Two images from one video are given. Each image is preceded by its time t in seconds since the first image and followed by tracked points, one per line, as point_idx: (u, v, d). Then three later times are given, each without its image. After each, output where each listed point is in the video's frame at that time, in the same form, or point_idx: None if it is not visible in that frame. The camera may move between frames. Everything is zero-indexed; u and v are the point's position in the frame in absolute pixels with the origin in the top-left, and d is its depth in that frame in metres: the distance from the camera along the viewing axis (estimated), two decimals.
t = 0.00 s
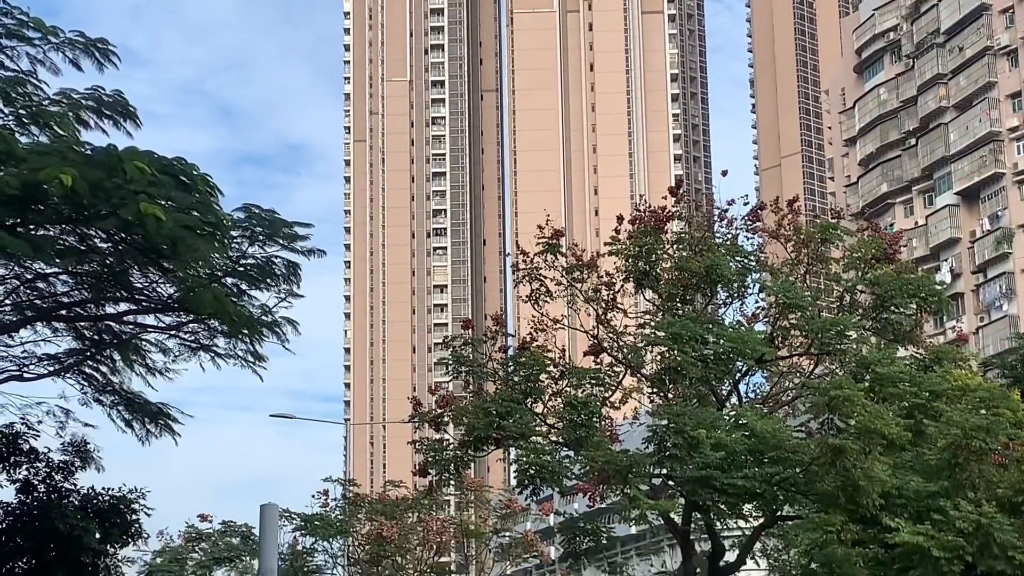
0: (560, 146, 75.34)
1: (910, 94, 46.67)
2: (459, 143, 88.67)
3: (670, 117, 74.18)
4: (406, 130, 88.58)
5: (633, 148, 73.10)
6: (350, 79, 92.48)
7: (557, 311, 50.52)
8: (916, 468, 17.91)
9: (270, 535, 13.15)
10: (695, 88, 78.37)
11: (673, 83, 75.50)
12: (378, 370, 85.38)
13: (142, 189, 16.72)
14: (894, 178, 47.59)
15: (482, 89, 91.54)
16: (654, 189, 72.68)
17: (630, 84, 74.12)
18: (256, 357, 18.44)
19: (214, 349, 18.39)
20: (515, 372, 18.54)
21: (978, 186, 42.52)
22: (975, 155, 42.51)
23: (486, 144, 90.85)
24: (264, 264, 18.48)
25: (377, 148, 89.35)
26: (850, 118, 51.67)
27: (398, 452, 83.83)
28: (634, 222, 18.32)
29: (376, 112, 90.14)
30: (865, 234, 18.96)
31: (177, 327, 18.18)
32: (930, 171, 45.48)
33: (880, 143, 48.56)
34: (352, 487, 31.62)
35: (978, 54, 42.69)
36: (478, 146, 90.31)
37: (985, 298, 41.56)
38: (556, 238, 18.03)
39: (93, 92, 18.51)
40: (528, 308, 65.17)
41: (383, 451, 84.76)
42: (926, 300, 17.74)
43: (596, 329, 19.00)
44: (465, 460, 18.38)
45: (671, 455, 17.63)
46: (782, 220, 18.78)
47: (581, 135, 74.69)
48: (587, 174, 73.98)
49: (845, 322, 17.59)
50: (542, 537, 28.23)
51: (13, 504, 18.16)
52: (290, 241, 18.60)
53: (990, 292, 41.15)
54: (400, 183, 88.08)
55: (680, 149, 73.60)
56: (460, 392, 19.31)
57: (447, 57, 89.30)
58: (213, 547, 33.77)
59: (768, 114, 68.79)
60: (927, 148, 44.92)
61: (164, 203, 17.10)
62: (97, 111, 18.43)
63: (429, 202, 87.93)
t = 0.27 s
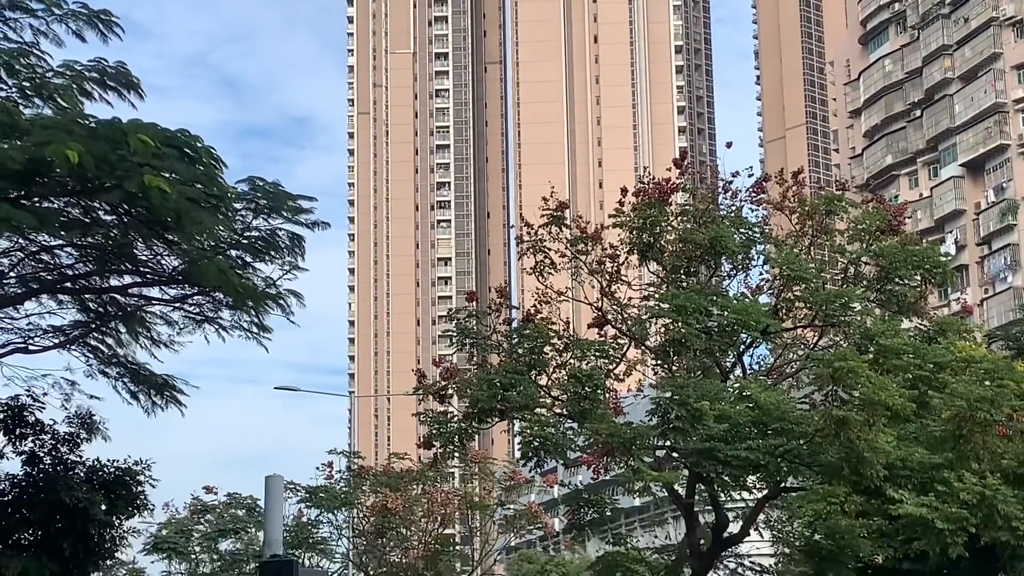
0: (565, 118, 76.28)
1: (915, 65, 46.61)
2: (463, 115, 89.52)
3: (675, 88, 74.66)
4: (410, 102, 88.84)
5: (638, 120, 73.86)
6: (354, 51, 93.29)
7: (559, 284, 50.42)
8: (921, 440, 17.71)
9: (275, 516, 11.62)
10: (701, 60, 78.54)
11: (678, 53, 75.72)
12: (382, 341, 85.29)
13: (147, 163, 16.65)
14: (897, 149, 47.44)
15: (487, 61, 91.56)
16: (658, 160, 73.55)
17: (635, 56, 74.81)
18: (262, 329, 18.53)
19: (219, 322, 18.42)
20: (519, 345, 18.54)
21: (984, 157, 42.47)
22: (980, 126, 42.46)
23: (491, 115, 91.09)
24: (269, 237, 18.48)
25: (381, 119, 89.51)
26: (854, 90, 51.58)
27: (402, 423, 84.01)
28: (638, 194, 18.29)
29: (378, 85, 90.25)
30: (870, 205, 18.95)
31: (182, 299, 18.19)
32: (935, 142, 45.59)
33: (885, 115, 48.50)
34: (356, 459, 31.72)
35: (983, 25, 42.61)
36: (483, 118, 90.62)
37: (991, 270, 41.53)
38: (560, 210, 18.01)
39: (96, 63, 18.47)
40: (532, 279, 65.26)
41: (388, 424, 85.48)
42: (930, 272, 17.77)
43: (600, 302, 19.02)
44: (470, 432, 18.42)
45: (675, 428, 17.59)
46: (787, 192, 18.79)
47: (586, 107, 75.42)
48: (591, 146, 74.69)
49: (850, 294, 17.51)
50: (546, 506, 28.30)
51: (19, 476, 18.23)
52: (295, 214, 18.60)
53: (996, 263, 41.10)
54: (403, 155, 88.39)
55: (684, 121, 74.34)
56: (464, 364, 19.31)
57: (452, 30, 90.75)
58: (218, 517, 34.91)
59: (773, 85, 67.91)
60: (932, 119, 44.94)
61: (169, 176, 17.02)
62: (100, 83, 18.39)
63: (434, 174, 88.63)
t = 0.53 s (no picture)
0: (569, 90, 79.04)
1: (921, 36, 46.50)
2: (467, 87, 95.07)
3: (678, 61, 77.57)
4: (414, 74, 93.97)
5: (642, 92, 76.59)
6: (357, 25, 97.13)
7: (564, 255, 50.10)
8: (926, 411, 17.70)
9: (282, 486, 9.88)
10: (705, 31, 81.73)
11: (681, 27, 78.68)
12: (387, 314, 90.97)
13: (150, 133, 16.50)
14: (903, 121, 47.94)
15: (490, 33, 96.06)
16: (662, 131, 76.53)
17: (639, 28, 77.48)
18: (267, 301, 18.55)
19: (223, 294, 18.40)
20: (524, 317, 18.54)
21: (989, 128, 42.46)
22: (985, 98, 42.43)
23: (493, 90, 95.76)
24: (273, 209, 18.42)
25: (386, 91, 94.43)
26: (860, 61, 51.48)
27: (406, 394, 88.74)
28: (644, 165, 18.27)
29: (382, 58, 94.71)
30: (876, 176, 18.90)
31: (187, 272, 18.18)
32: (940, 114, 45.74)
33: (891, 85, 48.75)
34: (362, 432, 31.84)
35: None
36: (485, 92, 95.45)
37: (996, 241, 41.45)
38: (565, 182, 18.01)
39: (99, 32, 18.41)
40: (536, 252, 68.00)
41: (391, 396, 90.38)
42: (936, 243, 17.73)
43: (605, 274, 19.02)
44: (475, 404, 18.43)
45: (680, 400, 17.57)
46: (792, 163, 18.81)
47: (589, 79, 77.78)
48: (596, 118, 77.21)
49: (855, 265, 17.52)
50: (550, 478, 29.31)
51: (25, 448, 18.26)
52: (299, 186, 18.56)
53: (1001, 235, 41.06)
54: (408, 127, 93.39)
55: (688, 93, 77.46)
56: (469, 335, 19.32)
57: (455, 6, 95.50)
58: (224, 490, 35.00)
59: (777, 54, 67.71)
60: (938, 90, 45.23)
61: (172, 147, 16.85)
62: (104, 52, 18.36)
63: (438, 146, 94.15)
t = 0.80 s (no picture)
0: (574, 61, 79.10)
1: (927, 6, 46.39)
2: (473, 57, 94.98)
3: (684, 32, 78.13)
4: (418, 46, 95.08)
5: (648, 63, 77.09)
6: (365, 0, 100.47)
7: (570, 229, 49.66)
8: (931, 381, 17.72)
9: (287, 460, 8.81)
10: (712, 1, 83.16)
11: None
12: (393, 286, 93.30)
13: (155, 104, 16.28)
14: (910, 91, 47.82)
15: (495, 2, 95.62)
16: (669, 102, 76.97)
17: None
18: (271, 273, 18.52)
19: (228, 266, 18.36)
20: (530, 289, 18.55)
21: (996, 98, 42.62)
22: (994, 67, 42.48)
23: (499, 60, 95.23)
24: (277, 180, 18.29)
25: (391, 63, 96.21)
26: (865, 31, 51.52)
27: (410, 365, 90.70)
28: (649, 136, 18.19)
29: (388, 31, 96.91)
30: (882, 146, 18.85)
31: (192, 243, 18.16)
32: (947, 84, 45.84)
33: (897, 56, 48.52)
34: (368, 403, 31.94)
35: None
36: (490, 63, 95.28)
37: (1002, 212, 41.60)
38: (570, 152, 18.00)
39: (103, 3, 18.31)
40: (542, 223, 69.10)
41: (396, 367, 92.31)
42: (942, 214, 17.68)
43: (611, 245, 19.00)
44: (480, 375, 18.44)
45: (685, 370, 17.56)
46: (798, 134, 18.77)
47: (595, 50, 78.13)
48: (601, 89, 77.58)
49: (861, 236, 17.50)
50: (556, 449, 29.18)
51: (31, 419, 18.28)
52: (303, 157, 18.49)
53: (1007, 205, 41.05)
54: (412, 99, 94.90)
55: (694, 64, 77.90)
56: (475, 307, 19.34)
57: None
58: (231, 459, 35.51)
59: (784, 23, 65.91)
60: (945, 60, 45.40)
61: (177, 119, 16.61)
62: (108, 24, 18.27)
63: (442, 118, 95.05)
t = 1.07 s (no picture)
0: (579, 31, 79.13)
1: None
2: (477, 29, 95.60)
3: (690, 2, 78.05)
4: (424, 17, 95.56)
5: (654, 33, 77.02)
6: None
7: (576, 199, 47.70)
8: (937, 350, 17.71)
9: (293, 434, 10.27)
10: None
11: None
12: (399, 257, 93.77)
13: (160, 74, 16.07)
14: (917, 61, 47.73)
15: None
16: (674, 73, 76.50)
17: None
18: (276, 243, 18.54)
19: (234, 237, 18.37)
20: (535, 259, 18.56)
21: (1003, 68, 42.44)
22: (1000, 36, 42.30)
23: (504, 31, 95.78)
24: (283, 150, 18.22)
25: (395, 33, 96.41)
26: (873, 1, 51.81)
27: (417, 338, 91.13)
28: (655, 106, 18.15)
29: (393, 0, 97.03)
30: (889, 116, 18.80)
31: (197, 214, 18.13)
32: (954, 54, 45.82)
33: (904, 26, 48.69)
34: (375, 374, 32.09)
35: None
36: (495, 34, 95.89)
37: (1009, 181, 41.31)
38: (576, 123, 18.00)
39: None
40: (548, 195, 69.42)
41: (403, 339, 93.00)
42: (948, 183, 17.70)
43: (617, 216, 19.00)
44: (486, 345, 18.48)
45: (692, 340, 17.54)
46: (804, 103, 18.72)
47: (600, 20, 78.18)
48: (606, 59, 77.56)
49: (867, 206, 17.47)
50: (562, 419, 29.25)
51: (38, 390, 18.25)
52: (309, 129, 18.58)
53: (1014, 175, 40.87)
54: (418, 70, 95.17)
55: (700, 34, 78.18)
56: (481, 277, 19.34)
57: None
58: (238, 432, 36.99)
59: None
60: (951, 30, 45.27)
61: (183, 89, 16.39)
62: None
63: (448, 88, 95.58)
